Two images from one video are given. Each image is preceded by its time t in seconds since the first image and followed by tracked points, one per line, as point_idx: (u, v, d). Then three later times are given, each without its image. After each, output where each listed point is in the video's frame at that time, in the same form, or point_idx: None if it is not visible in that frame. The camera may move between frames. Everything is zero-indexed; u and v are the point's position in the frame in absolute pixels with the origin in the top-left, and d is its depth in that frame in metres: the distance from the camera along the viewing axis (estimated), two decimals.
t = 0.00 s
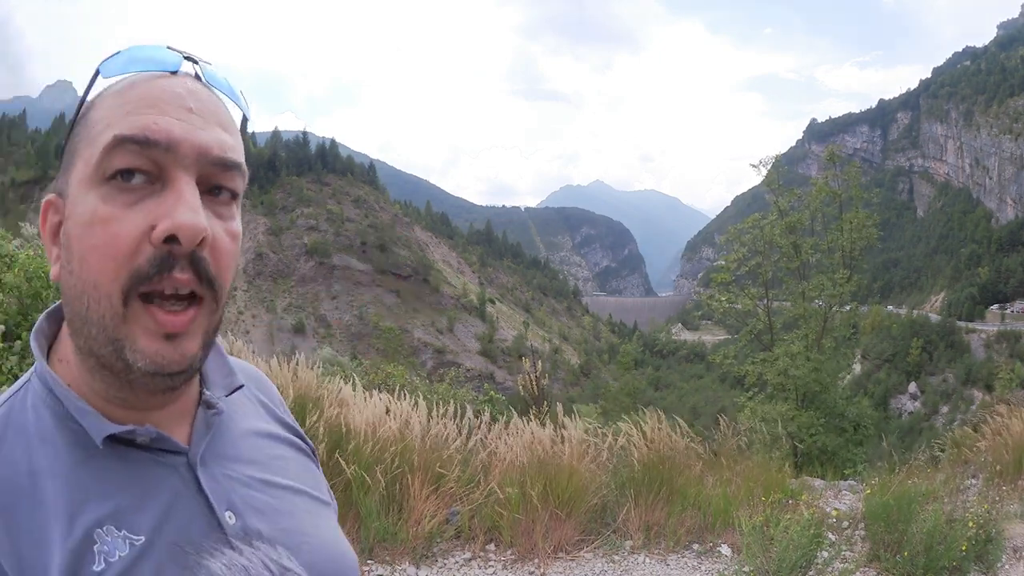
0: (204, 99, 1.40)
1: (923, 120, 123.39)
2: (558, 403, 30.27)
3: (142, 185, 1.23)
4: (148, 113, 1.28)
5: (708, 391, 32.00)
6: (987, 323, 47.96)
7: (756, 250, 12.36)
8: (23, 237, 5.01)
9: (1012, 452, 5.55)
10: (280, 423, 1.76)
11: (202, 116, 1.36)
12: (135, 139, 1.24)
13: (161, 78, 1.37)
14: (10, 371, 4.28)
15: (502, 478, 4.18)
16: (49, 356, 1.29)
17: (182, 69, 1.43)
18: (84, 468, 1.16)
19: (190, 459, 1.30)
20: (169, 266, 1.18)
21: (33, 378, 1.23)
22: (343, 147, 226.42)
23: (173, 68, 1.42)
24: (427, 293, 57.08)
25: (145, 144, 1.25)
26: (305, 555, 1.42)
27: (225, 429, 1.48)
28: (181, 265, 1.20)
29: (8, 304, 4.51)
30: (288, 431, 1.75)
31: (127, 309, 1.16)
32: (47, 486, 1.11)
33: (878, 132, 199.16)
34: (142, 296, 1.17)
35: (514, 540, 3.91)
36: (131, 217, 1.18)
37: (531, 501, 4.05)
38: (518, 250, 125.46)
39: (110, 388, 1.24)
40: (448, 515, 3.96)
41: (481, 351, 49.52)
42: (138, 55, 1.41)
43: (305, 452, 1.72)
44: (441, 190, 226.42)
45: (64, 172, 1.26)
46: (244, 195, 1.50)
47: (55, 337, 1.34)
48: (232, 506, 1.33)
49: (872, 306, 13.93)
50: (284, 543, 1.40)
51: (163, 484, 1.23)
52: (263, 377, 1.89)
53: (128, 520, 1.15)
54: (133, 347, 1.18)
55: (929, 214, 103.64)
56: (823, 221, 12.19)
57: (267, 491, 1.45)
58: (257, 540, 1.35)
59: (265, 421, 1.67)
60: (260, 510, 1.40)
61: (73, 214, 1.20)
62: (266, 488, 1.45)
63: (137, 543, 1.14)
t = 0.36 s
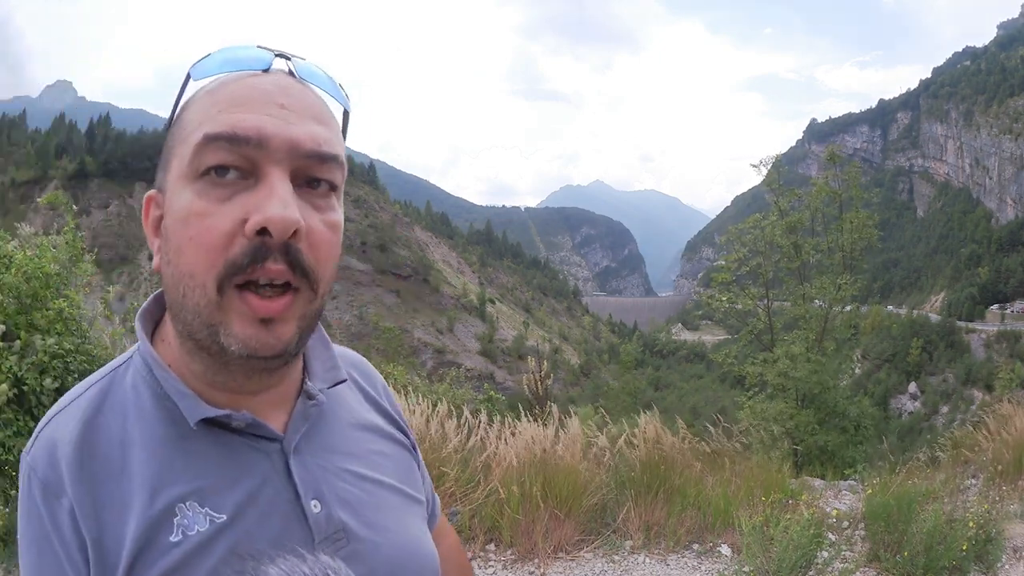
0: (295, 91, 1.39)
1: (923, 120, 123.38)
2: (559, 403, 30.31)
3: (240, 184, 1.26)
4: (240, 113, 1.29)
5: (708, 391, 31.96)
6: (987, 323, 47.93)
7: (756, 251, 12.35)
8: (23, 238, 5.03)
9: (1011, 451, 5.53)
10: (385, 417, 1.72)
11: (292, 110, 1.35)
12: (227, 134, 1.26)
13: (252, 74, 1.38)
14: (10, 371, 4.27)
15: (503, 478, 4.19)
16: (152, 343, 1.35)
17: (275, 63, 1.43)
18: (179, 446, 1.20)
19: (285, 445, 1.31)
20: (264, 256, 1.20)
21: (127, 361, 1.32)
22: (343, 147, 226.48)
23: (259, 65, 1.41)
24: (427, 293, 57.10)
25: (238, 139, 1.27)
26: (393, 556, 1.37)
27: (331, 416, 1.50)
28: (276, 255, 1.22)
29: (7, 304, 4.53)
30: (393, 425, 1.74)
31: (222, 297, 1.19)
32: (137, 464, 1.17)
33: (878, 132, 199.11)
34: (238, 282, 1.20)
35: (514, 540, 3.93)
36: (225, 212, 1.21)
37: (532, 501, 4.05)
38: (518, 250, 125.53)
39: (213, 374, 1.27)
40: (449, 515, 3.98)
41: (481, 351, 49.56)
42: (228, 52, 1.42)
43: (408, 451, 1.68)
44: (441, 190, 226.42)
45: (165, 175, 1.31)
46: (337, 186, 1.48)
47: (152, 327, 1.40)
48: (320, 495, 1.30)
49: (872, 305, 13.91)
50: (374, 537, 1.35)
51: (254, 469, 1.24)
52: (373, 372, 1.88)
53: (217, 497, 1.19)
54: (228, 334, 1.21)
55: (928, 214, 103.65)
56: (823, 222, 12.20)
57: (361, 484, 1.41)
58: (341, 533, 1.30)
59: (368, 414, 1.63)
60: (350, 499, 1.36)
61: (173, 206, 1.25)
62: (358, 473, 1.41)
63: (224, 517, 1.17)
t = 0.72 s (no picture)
0: (278, 87, 1.29)
1: (923, 120, 123.49)
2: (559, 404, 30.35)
3: (222, 188, 1.23)
4: (232, 109, 1.27)
5: (708, 391, 31.95)
6: (987, 323, 48.01)
7: (756, 250, 12.34)
8: (23, 237, 5.02)
9: (1013, 451, 5.50)
10: (439, 423, 1.59)
11: (274, 105, 1.27)
12: (208, 138, 1.23)
13: (243, 77, 1.32)
14: (9, 371, 4.26)
15: (503, 477, 4.16)
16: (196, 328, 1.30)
17: (272, 58, 1.38)
18: (197, 421, 1.18)
19: (305, 435, 1.25)
20: (233, 262, 1.16)
21: (171, 339, 1.35)
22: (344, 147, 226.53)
23: (263, 58, 1.38)
24: (427, 293, 57.13)
25: (217, 143, 1.24)
26: (416, 562, 1.27)
27: (372, 402, 1.42)
28: (249, 256, 1.17)
29: (7, 304, 4.52)
30: (446, 433, 1.60)
31: (207, 298, 1.19)
32: (153, 436, 1.16)
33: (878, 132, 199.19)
34: (218, 285, 1.18)
35: (515, 541, 3.93)
36: (209, 219, 1.20)
37: (531, 500, 4.07)
38: (517, 250, 125.61)
39: (222, 366, 1.23)
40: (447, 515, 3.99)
41: (482, 351, 49.66)
42: (241, 57, 1.40)
43: (454, 458, 1.54)
44: (441, 190, 226.43)
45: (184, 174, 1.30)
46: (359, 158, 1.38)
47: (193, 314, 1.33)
48: (332, 489, 1.22)
49: (872, 305, 13.93)
50: (387, 541, 1.25)
51: (268, 455, 1.19)
52: (434, 367, 1.76)
53: (223, 476, 1.15)
54: (217, 330, 1.20)
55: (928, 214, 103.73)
56: (823, 222, 12.23)
57: (384, 484, 1.30)
58: (349, 531, 1.21)
59: (418, 416, 1.51)
60: (366, 495, 1.26)
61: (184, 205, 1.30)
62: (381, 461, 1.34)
63: (230, 495, 1.14)
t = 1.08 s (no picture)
0: (274, 106, 1.44)
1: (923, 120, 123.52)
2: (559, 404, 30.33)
3: (221, 178, 1.35)
4: (232, 120, 1.39)
5: (708, 391, 31.95)
6: (987, 323, 48.00)
7: (756, 251, 12.36)
8: (23, 237, 5.02)
9: (1013, 451, 5.48)
10: (432, 407, 1.51)
11: (269, 118, 1.41)
12: (211, 136, 1.36)
13: (238, 96, 1.45)
14: (9, 371, 4.26)
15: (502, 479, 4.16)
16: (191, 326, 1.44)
17: (261, 88, 1.47)
18: (181, 397, 1.30)
19: (275, 410, 1.29)
20: (229, 228, 1.27)
21: (167, 348, 1.45)
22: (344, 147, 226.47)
23: (253, 88, 1.47)
24: (427, 293, 57.13)
25: (218, 137, 1.36)
26: (388, 545, 1.25)
27: (348, 375, 1.42)
28: (241, 227, 1.27)
29: (8, 303, 4.52)
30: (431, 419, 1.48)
31: (200, 270, 1.29)
32: (155, 415, 1.29)
33: (878, 132, 199.24)
34: (214, 257, 1.29)
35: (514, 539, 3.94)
36: (208, 198, 1.31)
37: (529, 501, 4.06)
38: (518, 250, 125.57)
39: (215, 342, 1.32)
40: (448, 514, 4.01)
41: (482, 351, 49.66)
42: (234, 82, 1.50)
43: (444, 441, 1.47)
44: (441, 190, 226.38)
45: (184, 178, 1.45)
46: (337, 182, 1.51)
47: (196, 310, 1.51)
48: (300, 462, 1.25)
49: (872, 306, 13.92)
50: (354, 518, 1.24)
51: (237, 428, 1.26)
52: (431, 357, 1.64)
53: (201, 446, 1.24)
54: (208, 297, 1.29)
55: (928, 214, 103.70)
56: (824, 221, 12.15)
57: (356, 459, 1.30)
58: (317, 504, 1.23)
59: (407, 397, 1.47)
60: (335, 471, 1.27)
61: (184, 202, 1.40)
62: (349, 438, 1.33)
63: (205, 464, 1.22)
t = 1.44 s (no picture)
0: (327, 120, 1.55)
1: (923, 120, 123.43)
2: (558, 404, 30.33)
3: (277, 173, 1.41)
4: (294, 127, 1.48)
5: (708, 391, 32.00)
6: (987, 323, 48.02)
7: (757, 251, 12.33)
8: (22, 237, 5.02)
9: (1013, 451, 5.49)
10: (426, 409, 1.57)
11: (325, 128, 1.52)
12: (274, 137, 1.43)
13: (295, 106, 1.54)
14: (9, 372, 4.27)
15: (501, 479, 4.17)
16: (200, 320, 1.51)
17: (312, 104, 1.56)
18: (187, 381, 1.31)
19: (275, 400, 1.31)
20: (289, 219, 1.34)
21: (173, 336, 1.47)
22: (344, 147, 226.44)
23: (305, 103, 1.57)
24: (427, 293, 57.17)
25: (282, 140, 1.43)
26: (374, 533, 1.26)
27: (349, 374, 1.45)
28: (301, 221, 1.35)
29: (7, 304, 4.54)
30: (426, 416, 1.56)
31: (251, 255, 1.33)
32: (163, 396, 1.30)
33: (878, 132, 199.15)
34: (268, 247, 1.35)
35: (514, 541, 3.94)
36: (266, 189, 1.38)
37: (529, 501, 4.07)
38: (517, 249, 125.55)
39: (244, 328, 1.38)
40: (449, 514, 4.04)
41: (482, 351, 49.70)
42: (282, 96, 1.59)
43: (433, 440, 1.50)
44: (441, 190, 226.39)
45: (223, 172, 1.50)
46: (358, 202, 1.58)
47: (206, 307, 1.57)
48: (296, 447, 1.27)
49: (873, 306, 13.92)
50: (347, 506, 1.26)
51: (241, 412, 1.28)
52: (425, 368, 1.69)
53: (202, 428, 1.25)
54: (256, 284, 1.34)
55: (928, 214, 103.69)
56: (824, 222, 12.23)
57: (354, 454, 1.32)
58: (309, 489, 1.24)
59: (397, 392, 1.51)
60: (331, 455, 1.30)
61: (226, 188, 1.43)
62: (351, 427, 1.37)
63: (203, 446, 1.23)
